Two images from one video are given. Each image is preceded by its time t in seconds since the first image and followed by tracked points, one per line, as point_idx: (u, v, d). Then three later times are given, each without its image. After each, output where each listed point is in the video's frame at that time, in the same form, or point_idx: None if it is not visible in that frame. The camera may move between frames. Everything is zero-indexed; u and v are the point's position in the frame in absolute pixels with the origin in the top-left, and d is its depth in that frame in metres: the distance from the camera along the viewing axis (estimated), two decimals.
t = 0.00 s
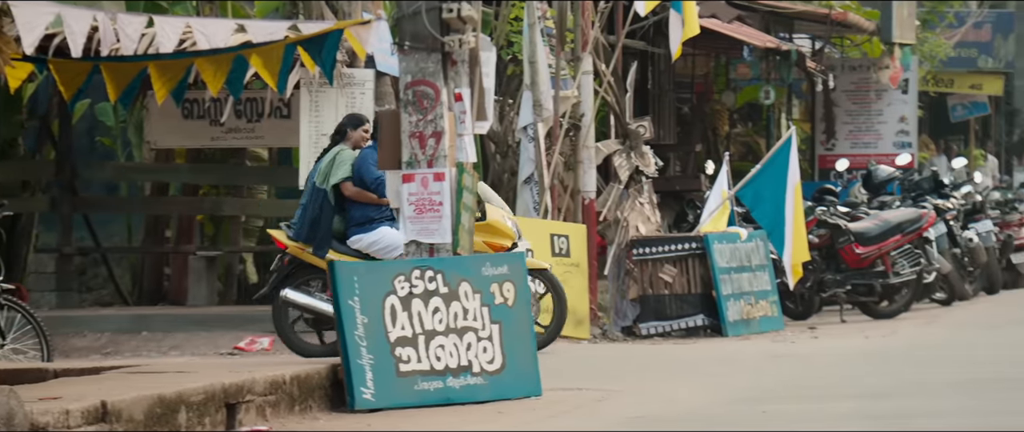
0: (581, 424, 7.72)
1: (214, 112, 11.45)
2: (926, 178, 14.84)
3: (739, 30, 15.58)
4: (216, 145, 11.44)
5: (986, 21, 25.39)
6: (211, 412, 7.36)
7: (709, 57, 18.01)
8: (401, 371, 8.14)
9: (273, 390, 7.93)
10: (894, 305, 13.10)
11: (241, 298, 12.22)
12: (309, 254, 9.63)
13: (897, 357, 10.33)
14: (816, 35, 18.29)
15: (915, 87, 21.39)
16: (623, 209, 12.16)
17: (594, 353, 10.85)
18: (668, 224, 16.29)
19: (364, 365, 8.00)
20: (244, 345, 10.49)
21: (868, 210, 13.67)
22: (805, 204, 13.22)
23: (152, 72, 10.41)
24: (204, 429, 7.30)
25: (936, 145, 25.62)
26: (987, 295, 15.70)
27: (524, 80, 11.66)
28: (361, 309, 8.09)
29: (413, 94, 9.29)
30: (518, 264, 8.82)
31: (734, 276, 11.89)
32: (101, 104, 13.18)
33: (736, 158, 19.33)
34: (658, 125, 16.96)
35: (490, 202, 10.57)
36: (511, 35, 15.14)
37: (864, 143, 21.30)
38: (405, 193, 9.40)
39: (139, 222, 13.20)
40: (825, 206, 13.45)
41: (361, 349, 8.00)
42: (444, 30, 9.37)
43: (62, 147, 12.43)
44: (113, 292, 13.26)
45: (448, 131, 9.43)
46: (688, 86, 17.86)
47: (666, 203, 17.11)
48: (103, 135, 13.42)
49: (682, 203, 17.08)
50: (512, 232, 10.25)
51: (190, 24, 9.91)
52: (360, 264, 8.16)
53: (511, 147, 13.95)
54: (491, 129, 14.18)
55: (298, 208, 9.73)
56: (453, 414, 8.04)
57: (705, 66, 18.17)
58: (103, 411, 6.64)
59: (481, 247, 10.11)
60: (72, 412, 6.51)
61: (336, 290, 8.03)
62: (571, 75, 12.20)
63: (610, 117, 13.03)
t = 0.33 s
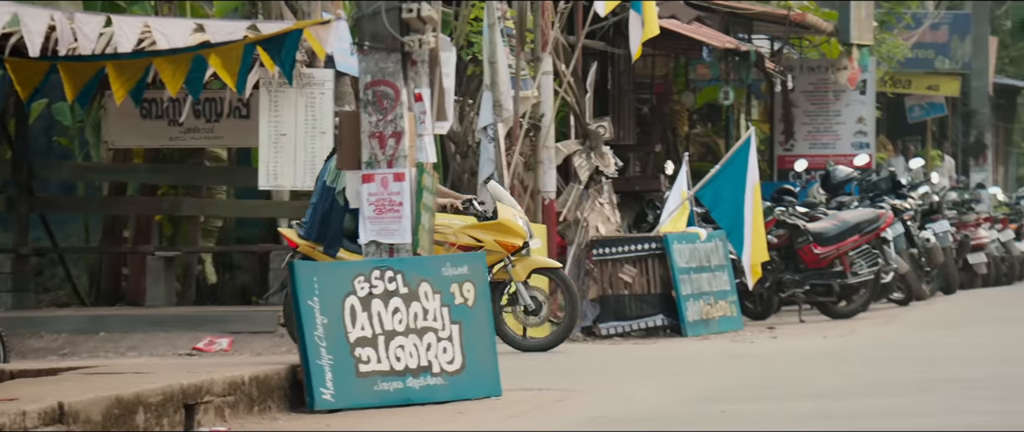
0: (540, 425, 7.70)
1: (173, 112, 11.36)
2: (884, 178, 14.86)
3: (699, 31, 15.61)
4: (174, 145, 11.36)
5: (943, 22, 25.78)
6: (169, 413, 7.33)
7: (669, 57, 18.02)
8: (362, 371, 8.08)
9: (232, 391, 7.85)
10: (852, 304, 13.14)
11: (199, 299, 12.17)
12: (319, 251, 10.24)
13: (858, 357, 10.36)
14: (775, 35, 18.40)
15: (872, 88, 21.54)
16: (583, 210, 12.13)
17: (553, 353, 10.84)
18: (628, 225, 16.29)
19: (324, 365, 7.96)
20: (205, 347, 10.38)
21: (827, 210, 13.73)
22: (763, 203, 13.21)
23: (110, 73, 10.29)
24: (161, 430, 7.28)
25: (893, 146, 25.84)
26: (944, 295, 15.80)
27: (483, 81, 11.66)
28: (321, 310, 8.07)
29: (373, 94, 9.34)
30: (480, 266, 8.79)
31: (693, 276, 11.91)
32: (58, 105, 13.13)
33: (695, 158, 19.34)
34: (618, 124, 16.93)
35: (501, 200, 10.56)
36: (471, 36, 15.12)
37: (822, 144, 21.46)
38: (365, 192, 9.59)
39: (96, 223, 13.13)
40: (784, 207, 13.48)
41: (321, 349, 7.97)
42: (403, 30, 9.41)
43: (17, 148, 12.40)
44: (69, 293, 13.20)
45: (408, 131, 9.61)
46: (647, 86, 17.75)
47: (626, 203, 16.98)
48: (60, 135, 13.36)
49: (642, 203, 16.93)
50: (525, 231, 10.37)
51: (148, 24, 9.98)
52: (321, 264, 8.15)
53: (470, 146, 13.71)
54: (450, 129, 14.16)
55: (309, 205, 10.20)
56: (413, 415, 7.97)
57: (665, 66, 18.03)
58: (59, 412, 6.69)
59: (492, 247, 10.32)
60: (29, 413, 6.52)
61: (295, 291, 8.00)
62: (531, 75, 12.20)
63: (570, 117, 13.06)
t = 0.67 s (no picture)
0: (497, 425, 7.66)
1: (127, 111, 11.15)
2: (838, 179, 14.95)
3: (655, 31, 15.67)
4: (128, 145, 11.14)
5: (896, 23, 26.62)
6: (123, 414, 7.30)
7: (625, 57, 18.04)
8: (317, 372, 8.02)
9: (187, 391, 7.80)
10: (806, 305, 13.26)
11: (152, 299, 12.10)
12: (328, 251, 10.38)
13: (816, 357, 10.37)
14: (731, 36, 18.52)
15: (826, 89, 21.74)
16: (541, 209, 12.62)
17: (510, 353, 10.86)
18: (583, 225, 16.31)
19: (279, 366, 7.89)
20: (158, 347, 10.14)
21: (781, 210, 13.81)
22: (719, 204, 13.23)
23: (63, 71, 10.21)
24: None
25: (845, 147, 26.05)
26: (897, 295, 15.92)
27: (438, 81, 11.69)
28: (277, 310, 7.98)
29: (328, 94, 9.52)
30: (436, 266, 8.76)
31: (649, 276, 11.93)
32: (10, 104, 13.04)
33: (651, 158, 19.31)
34: (573, 125, 16.97)
35: (512, 199, 10.56)
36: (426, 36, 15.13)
37: (777, 144, 21.59)
38: (320, 192, 9.74)
39: (48, 223, 13.05)
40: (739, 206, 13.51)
41: (276, 349, 7.90)
42: (359, 30, 9.52)
43: None
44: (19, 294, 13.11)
45: (363, 131, 9.82)
46: (603, 87, 17.96)
47: (582, 204, 16.91)
48: (12, 135, 13.26)
49: (598, 203, 16.96)
50: (534, 230, 10.40)
51: (103, 23, 9.95)
52: (275, 265, 8.05)
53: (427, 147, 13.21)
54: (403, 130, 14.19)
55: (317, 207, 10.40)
56: (368, 415, 7.93)
57: (620, 68, 18.13)
58: (12, 413, 6.64)
59: (500, 246, 10.37)
60: None
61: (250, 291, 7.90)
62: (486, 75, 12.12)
63: (527, 117, 13.11)
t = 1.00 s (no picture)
0: (452, 424, 7.61)
1: (78, 111, 11.08)
2: (790, 181, 15.27)
3: (609, 32, 15.73)
4: (80, 145, 11.07)
5: (849, 24, 26.77)
6: (74, 415, 7.25)
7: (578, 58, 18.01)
8: (270, 372, 7.92)
9: (139, 393, 7.72)
10: (760, 304, 13.28)
11: (104, 300, 12.03)
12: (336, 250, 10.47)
13: (772, 357, 10.38)
14: (684, 37, 18.63)
15: (779, 90, 21.79)
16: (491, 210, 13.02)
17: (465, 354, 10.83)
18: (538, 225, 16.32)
19: (232, 367, 7.79)
20: (110, 349, 10.07)
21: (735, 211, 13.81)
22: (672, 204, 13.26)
23: (12, 72, 9.99)
24: None
25: (800, 148, 26.25)
26: (849, 295, 16.01)
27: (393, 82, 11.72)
28: (230, 311, 7.88)
29: (283, 94, 10.13)
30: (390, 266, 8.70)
31: (603, 276, 11.94)
32: None
33: (605, 159, 19.25)
34: (528, 125, 17.00)
35: (518, 197, 10.45)
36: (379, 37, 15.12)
37: (731, 144, 21.68)
38: (275, 193, 10.29)
39: None
40: (691, 207, 13.53)
41: (229, 350, 7.79)
42: (313, 30, 10.12)
43: None
44: None
45: (318, 132, 10.38)
46: (557, 88, 17.94)
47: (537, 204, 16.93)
48: None
49: (552, 204, 16.95)
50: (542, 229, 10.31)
51: (53, 22, 9.81)
52: (228, 265, 7.93)
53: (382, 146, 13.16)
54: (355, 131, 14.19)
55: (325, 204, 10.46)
56: (323, 416, 7.83)
57: (575, 68, 18.11)
58: None
59: (508, 245, 10.24)
60: None
61: (203, 292, 7.79)
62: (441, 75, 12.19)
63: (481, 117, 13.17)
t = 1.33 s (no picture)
0: (403, 424, 7.55)
1: (27, 112, 11.01)
2: (743, 181, 15.38)
3: (562, 33, 15.76)
4: (29, 145, 11.00)
5: (800, 26, 26.63)
6: (22, 417, 7.26)
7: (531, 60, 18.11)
8: (222, 374, 7.85)
9: (88, 394, 7.67)
10: (711, 305, 13.34)
11: (53, 301, 12.12)
12: (340, 250, 10.19)
13: (725, 357, 10.41)
14: (636, 38, 18.73)
15: (730, 91, 21.75)
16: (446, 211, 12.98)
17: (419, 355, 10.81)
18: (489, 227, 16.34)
19: (182, 369, 7.74)
20: (58, 352, 9.95)
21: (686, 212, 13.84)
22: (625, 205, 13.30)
23: None
24: None
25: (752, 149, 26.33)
26: (800, 296, 16.10)
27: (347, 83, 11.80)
28: (181, 312, 7.83)
29: (234, 95, 10.10)
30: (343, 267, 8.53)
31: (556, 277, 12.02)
32: None
33: (558, 160, 19.17)
34: (481, 127, 17.05)
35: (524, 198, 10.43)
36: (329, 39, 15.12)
37: (681, 146, 21.64)
38: (226, 194, 10.25)
39: None
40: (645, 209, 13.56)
41: (180, 352, 7.75)
42: (265, 31, 10.15)
43: None
44: None
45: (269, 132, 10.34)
46: (509, 89, 18.11)
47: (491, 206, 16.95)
48: None
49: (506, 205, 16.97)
50: (546, 229, 10.28)
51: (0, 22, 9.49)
52: (178, 266, 7.89)
53: (334, 147, 13.21)
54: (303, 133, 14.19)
55: (329, 201, 10.22)
56: (274, 417, 7.74)
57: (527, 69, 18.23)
58: None
59: (514, 245, 10.19)
60: None
61: (153, 294, 7.73)
62: (395, 77, 12.36)
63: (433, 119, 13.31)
